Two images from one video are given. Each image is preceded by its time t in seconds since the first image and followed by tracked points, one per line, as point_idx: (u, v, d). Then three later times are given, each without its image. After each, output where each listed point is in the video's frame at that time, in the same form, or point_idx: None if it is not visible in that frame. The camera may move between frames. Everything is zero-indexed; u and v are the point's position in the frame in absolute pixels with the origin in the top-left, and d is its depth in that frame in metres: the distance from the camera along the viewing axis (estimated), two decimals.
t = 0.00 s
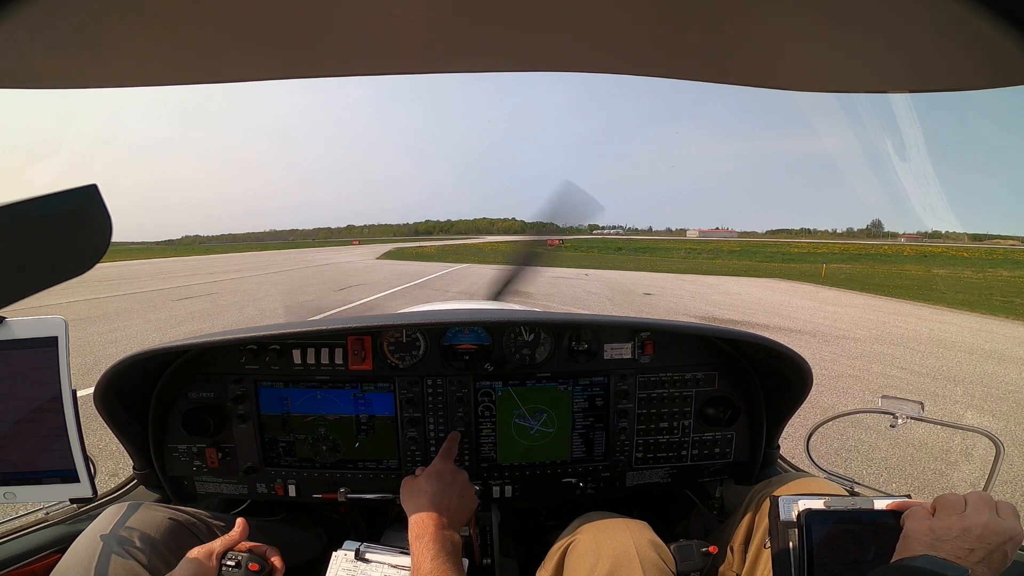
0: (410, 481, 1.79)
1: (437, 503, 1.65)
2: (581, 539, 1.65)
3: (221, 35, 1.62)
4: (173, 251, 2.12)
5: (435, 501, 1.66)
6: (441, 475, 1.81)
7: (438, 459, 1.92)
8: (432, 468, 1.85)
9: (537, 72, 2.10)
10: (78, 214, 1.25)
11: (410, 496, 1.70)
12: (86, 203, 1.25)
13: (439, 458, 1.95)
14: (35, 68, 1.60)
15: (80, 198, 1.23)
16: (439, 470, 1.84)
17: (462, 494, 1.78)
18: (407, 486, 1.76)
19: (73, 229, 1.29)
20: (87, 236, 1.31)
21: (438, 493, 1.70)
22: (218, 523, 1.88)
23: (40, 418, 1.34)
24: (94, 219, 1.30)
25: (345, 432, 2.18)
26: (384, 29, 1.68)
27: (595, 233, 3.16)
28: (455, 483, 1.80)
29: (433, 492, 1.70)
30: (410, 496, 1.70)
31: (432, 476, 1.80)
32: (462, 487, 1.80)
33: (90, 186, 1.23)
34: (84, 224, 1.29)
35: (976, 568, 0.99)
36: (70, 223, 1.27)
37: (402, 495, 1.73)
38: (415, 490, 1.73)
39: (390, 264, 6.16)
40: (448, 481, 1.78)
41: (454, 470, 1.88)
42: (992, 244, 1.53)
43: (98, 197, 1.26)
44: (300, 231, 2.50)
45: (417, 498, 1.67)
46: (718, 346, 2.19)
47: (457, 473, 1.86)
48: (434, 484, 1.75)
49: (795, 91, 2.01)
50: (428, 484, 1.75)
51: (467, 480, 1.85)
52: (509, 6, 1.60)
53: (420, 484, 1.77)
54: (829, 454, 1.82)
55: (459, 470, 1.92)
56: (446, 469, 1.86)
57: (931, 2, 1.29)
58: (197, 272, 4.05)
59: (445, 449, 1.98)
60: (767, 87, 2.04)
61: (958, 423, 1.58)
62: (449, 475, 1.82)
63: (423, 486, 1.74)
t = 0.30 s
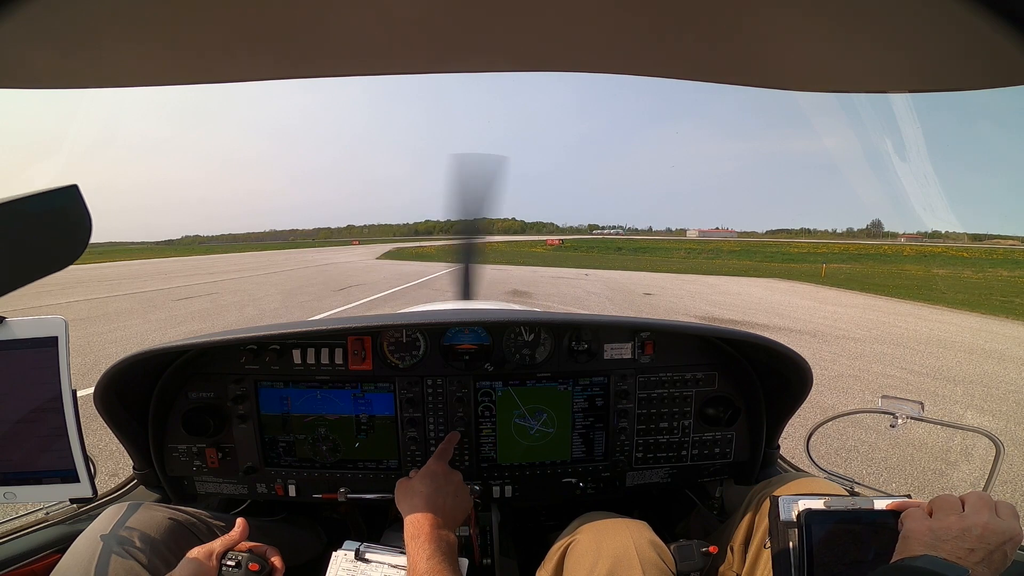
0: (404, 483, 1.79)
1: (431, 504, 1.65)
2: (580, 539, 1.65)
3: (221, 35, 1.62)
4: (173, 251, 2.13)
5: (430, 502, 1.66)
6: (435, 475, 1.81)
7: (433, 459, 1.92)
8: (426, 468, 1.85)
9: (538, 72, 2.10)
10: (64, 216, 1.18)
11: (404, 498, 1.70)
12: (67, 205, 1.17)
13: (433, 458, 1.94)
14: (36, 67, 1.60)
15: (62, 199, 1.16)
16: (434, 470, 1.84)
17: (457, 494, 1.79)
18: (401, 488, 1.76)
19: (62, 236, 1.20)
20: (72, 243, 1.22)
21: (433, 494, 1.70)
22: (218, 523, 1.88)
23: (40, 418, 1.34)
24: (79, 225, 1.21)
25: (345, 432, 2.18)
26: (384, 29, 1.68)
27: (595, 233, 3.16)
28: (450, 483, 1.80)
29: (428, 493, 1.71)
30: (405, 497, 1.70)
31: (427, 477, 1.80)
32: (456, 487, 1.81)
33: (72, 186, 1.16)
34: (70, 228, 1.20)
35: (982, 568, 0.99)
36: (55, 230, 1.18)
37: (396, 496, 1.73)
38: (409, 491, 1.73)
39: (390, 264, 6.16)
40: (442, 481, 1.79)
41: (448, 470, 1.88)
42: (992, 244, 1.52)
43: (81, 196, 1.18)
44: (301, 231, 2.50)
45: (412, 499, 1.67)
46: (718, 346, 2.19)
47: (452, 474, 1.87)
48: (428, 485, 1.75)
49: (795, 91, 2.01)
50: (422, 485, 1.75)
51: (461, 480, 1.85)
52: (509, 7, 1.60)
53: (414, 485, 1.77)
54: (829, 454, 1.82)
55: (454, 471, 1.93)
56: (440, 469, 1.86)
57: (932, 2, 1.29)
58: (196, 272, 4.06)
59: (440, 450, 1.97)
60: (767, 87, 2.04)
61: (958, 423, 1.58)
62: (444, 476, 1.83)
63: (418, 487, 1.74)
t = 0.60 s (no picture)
0: (402, 484, 1.79)
1: (429, 504, 1.65)
2: (580, 539, 1.65)
3: (221, 35, 1.62)
4: (173, 251, 2.13)
5: (428, 502, 1.67)
6: (433, 476, 1.81)
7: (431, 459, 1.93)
8: (424, 469, 1.85)
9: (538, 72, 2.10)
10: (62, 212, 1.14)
11: (402, 498, 1.70)
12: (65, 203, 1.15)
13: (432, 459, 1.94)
14: (37, 67, 1.60)
15: (58, 195, 1.14)
16: (431, 471, 1.84)
17: (455, 494, 1.79)
18: (399, 489, 1.76)
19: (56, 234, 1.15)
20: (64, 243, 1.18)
21: (431, 495, 1.70)
22: (218, 523, 1.88)
23: (40, 418, 1.34)
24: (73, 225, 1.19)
25: (345, 432, 2.18)
26: (384, 29, 1.68)
27: (595, 233, 3.16)
28: (448, 484, 1.81)
29: (426, 493, 1.71)
30: (403, 498, 1.70)
31: (425, 477, 1.80)
32: (454, 488, 1.81)
33: (68, 186, 1.17)
34: (66, 227, 1.16)
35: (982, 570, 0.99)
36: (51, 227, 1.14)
37: (394, 497, 1.73)
38: (407, 492, 1.73)
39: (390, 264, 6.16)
40: (440, 482, 1.79)
41: (446, 470, 1.89)
42: (992, 244, 1.52)
43: (78, 197, 1.18)
44: (301, 231, 2.50)
45: (409, 500, 1.67)
46: (718, 346, 2.19)
47: (450, 475, 1.87)
48: (426, 486, 1.75)
49: (795, 91, 2.01)
50: (420, 485, 1.75)
51: (459, 481, 1.86)
52: (509, 7, 1.60)
53: (412, 486, 1.77)
54: (829, 454, 1.81)
55: (451, 472, 1.93)
56: (438, 469, 1.86)
57: (932, 1, 1.28)
58: (196, 272, 4.06)
59: (439, 449, 1.97)
60: (767, 87, 2.04)
61: (958, 423, 1.59)
62: (442, 476, 1.83)
63: (416, 487, 1.74)
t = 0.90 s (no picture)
0: (401, 485, 1.79)
1: (428, 506, 1.65)
2: (580, 539, 1.65)
3: (221, 35, 1.62)
4: (173, 251, 2.13)
5: (428, 504, 1.67)
6: (432, 477, 1.81)
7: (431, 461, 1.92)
8: (423, 471, 1.85)
9: (538, 72, 2.10)
10: (64, 214, 1.14)
11: (401, 499, 1.70)
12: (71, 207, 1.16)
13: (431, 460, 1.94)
14: (37, 67, 1.60)
15: (62, 198, 1.14)
16: (430, 472, 1.84)
17: (454, 496, 1.80)
18: (399, 490, 1.76)
19: (61, 237, 1.15)
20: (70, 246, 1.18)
21: (430, 496, 1.70)
22: (218, 523, 1.88)
23: (40, 418, 1.34)
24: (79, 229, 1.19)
25: (345, 432, 2.18)
26: (384, 29, 1.68)
27: (595, 233, 3.16)
28: (447, 485, 1.81)
29: (425, 495, 1.71)
30: (402, 500, 1.70)
31: (425, 479, 1.80)
32: (453, 490, 1.81)
33: (72, 190, 1.18)
34: (70, 229, 1.16)
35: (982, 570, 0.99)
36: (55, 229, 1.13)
37: (394, 498, 1.73)
38: (406, 494, 1.73)
39: (390, 264, 6.16)
40: (439, 483, 1.79)
41: (445, 472, 1.89)
42: (992, 245, 1.52)
43: (84, 201, 1.18)
44: (301, 231, 2.50)
45: (409, 501, 1.67)
46: (718, 346, 2.19)
47: (449, 476, 1.87)
48: (425, 487, 1.75)
49: (794, 91, 2.01)
50: (419, 487, 1.75)
51: (458, 483, 1.86)
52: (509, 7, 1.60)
53: (411, 487, 1.77)
54: (829, 454, 1.81)
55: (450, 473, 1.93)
56: (438, 471, 1.86)
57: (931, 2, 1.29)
58: (196, 272, 4.06)
59: (439, 450, 1.97)
60: (767, 87, 2.04)
61: (958, 423, 1.59)
62: (441, 478, 1.83)
63: (415, 489, 1.74)
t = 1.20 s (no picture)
0: (400, 485, 1.79)
1: (428, 506, 1.65)
2: (580, 539, 1.65)
3: (221, 35, 1.62)
4: (173, 251, 2.13)
5: (427, 504, 1.67)
6: (431, 478, 1.81)
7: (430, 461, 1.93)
8: (422, 472, 1.85)
9: (538, 72, 2.10)
10: (67, 217, 1.12)
11: (401, 499, 1.70)
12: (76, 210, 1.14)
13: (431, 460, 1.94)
14: (37, 67, 1.60)
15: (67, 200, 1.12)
16: (429, 473, 1.84)
17: (453, 495, 1.80)
18: (398, 490, 1.76)
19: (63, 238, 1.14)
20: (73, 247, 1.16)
21: (429, 496, 1.71)
22: (218, 523, 1.88)
23: (40, 418, 1.34)
24: (83, 229, 1.16)
25: (345, 432, 2.18)
26: (384, 29, 1.68)
27: (595, 233, 3.16)
28: (446, 485, 1.81)
29: (425, 495, 1.71)
30: (401, 500, 1.70)
31: (424, 479, 1.80)
32: (452, 490, 1.82)
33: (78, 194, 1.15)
34: (72, 231, 1.14)
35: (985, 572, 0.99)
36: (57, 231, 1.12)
37: (393, 498, 1.73)
38: (405, 494, 1.73)
39: (390, 264, 6.16)
40: (439, 483, 1.80)
41: (444, 472, 1.89)
42: (992, 245, 1.52)
43: (90, 204, 1.16)
44: (301, 231, 2.50)
45: (409, 501, 1.68)
46: (718, 346, 2.18)
47: (448, 476, 1.87)
48: (424, 487, 1.75)
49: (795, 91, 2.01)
50: (419, 487, 1.75)
51: (457, 483, 1.86)
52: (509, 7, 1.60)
53: (410, 487, 1.77)
54: (829, 454, 1.81)
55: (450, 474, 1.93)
56: (437, 471, 1.87)
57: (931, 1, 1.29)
58: (196, 272, 4.06)
59: (439, 450, 1.97)
60: (767, 87, 2.04)
61: (958, 423, 1.58)
62: (441, 478, 1.83)
63: (415, 489, 1.74)
